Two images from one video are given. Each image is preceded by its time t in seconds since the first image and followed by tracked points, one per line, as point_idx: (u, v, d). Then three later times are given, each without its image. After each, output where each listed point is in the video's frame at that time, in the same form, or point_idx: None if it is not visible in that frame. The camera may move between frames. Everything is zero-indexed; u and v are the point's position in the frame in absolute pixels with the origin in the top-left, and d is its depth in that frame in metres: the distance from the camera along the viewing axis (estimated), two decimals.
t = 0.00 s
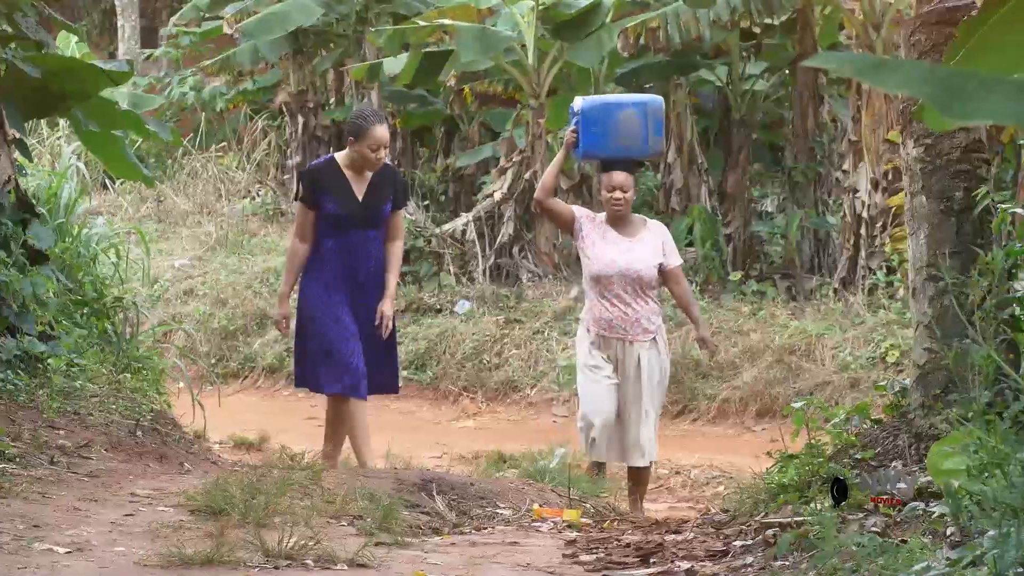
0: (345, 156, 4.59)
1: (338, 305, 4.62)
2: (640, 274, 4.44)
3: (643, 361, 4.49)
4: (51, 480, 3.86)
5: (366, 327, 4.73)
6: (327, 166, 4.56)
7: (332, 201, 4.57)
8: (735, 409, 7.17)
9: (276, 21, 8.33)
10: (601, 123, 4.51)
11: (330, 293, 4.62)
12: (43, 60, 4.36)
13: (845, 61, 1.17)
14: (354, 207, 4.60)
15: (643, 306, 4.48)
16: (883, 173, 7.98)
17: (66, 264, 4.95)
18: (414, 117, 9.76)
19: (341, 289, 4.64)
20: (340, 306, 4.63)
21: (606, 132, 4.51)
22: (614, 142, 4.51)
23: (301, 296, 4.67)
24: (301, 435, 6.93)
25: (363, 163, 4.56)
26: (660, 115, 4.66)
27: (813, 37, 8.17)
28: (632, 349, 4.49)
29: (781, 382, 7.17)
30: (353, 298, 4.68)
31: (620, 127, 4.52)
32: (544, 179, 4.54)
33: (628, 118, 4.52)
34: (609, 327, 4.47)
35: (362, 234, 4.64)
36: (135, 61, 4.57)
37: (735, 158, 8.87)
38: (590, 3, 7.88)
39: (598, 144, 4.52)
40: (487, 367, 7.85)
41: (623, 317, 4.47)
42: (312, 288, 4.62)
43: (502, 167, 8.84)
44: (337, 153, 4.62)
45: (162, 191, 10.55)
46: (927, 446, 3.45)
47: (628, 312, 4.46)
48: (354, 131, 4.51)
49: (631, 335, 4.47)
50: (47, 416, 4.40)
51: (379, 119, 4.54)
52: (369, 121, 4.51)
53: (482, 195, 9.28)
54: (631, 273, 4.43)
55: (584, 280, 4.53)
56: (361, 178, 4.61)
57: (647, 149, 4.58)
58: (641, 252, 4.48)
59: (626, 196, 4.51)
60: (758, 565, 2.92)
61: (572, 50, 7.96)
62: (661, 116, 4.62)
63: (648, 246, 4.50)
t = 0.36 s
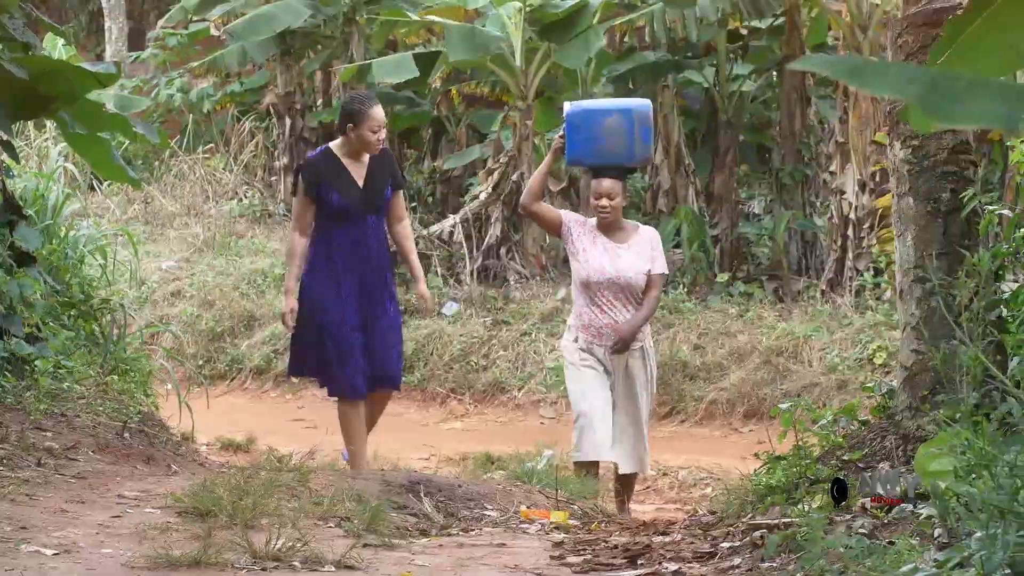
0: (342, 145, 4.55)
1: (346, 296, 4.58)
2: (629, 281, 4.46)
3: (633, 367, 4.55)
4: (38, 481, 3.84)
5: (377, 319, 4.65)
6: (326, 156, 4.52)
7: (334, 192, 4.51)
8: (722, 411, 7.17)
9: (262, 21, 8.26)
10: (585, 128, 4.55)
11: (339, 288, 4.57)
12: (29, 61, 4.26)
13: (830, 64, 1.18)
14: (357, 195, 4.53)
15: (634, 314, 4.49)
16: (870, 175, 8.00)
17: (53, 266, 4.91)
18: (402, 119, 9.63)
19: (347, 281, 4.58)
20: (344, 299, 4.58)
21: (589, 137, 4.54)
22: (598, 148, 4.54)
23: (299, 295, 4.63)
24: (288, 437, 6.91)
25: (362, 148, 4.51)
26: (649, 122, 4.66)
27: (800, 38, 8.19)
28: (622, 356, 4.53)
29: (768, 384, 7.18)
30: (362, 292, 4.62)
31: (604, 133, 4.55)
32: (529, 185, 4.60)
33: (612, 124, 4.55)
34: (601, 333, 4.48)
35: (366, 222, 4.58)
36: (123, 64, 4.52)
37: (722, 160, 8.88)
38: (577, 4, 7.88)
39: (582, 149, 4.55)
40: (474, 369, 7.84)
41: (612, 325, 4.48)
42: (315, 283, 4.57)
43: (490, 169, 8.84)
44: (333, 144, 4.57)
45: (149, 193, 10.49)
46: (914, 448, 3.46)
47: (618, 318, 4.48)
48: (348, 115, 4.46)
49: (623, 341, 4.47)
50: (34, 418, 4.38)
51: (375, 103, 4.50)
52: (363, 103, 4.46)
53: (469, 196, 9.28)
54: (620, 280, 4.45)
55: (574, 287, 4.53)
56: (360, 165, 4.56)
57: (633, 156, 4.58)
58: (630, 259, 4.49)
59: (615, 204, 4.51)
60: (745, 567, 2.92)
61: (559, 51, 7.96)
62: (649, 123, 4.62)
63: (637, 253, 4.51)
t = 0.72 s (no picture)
0: (348, 146, 4.54)
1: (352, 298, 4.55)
2: (601, 276, 4.48)
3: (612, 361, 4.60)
4: (35, 482, 3.84)
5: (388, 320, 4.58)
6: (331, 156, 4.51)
7: (339, 192, 4.50)
8: (719, 412, 7.17)
9: (259, 23, 8.22)
10: (568, 120, 4.49)
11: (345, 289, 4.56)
12: (26, 62, 4.31)
13: (829, 64, 1.37)
14: (361, 195, 4.52)
15: (608, 309, 4.55)
16: (867, 175, 8.01)
17: (50, 267, 4.89)
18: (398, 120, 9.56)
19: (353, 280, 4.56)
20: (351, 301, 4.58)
21: (572, 130, 4.49)
22: (581, 141, 4.48)
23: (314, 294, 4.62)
24: (285, 439, 6.91)
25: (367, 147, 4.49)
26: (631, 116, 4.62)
27: (797, 38, 8.19)
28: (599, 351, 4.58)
29: (765, 385, 7.18)
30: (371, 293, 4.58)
31: (587, 125, 4.49)
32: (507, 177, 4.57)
33: (597, 117, 4.49)
34: (576, 332, 4.55)
35: (372, 222, 4.56)
36: (120, 64, 4.51)
37: (719, 160, 8.87)
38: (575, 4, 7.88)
39: (564, 141, 4.49)
40: (471, 370, 7.84)
41: (586, 323, 4.54)
42: (321, 287, 4.59)
43: (487, 170, 8.84)
44: (339, 144, 4.57)
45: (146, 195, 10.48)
46: (910, 449, 3.46)
47: (593, 316, 4.54)
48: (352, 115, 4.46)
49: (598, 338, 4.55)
50: (31, 419, 4.39)
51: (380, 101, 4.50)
52: (368, 102, 4.46)
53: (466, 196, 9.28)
54: (592, 276, 4.48)
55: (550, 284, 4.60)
56: (366, 166, 4.54)
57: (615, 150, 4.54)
58: (602, 254, 4.50)
59: (593, 197, 4.50)
60: (742, 567, 2.93)
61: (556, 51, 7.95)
62: (632, 116, 4.58)
63: (610, 247, 4.52)
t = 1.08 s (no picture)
0: (377, 136, 4.57)
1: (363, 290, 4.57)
2: (590, 278, 4.61)
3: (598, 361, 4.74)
4: (33, 483, 3.84)
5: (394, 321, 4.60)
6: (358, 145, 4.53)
7: (362, 181, 4.51)
8: (717, 412, 7.17)
9: (258, 24, 8.23)
10: (559, 120, 4.56)
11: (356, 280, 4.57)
12: (24, 61, 4.30)
13: (827, 66, 1.36)
14: (383, 187, 4.52)
15: (596, 310, 4.69)
16: (866, 176, 8.02)
17: (48, 267, 4.89)
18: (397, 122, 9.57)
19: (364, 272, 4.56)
20: (359, 299, 4.58)
21: (563, 130, 4.56)
22: (572, 141, 4.55)
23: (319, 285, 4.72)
24: (283, 439, 6.91)
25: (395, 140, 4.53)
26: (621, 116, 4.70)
27: (795, 39, 8.19)
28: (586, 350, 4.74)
29: (763, 385, 7.18)
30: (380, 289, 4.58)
31: (578, 126, 4.56)
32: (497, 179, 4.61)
33: (588, 117, 4.56)
34: (565, 330, 4.72)
35: (392, 214, 4.55)
36: (119, 63, 4.48)
37: (717, 160, 8.88)
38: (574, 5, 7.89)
39: (555, 142, 4.56)
40: (469, 370, 7.84)
41: (573, 323, 4.70)
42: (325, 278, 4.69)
43: (485, 170, 8.79)
44: (369, 134, 4.59)
45: (144, 195, 10.47)
46: (909, 449, 3.46)
47: (581, 316, 4.68)
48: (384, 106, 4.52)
49: (584, 338, 4.72)
50: (29, 420, 4.38)
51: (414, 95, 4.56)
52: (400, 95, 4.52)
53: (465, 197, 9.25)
54: (580, 277, 4.61)
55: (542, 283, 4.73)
56: (391, 158, 4.56)
57: (606, 149, 4.61)
58: (592, 255, 4.63)
59: (583, 198, 4.62)
60: (740, 568, 2.93)
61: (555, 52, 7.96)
62: (623, 115, 4.65)
63: (600, 248, 4.64)
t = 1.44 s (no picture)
0: (389, 133, 4.55)
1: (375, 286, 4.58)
2: (593, 269, 4.48)
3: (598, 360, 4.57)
4: (33, 486, 3.84)
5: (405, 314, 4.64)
6: (369, 142, 4.52)
7: (372, 177, 4.52)
8: (717, 415, 7.16)
9: (257, 27, 8.24)
10: (566, 108, 4.47)
11: (367, 276, 4.58)
12: (25, 64, 4.30)
13: (829, 69, 1.40)
14: (394, 184, 4.52)
15: (598, 305, 4.54)
16: (865, 179, 8.01)
17: (48, 270, 4.89)
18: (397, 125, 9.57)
19: (376, 266, 4.57)
20: (371, 296, 4.59)
21: (569, 118, 4.46)
22: (577, 129, 4.46)
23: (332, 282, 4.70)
24: (283, 442, 6.90)
25: (404, 137, 4.48)
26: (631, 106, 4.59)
27: (795, 41, 8.18)
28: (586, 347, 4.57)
29: (763, 388, 7.17)
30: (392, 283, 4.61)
31: (585, 114, 4.46)
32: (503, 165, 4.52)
33: (595, 105, 4.46)
34: (566, 324, 4.55)
35: (404, 210, 4.56)
36: (119, 66, 4.46)
37: (717, 163, 8.87)
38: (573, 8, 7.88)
39: (560, 129, 4.47)
40: (469, 373, 7.84)
41: (575, 316, 4.54)
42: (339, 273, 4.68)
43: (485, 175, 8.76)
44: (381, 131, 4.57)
45: (144, 198, 10.46)
46: (909, 452, 3.47)
47: (582, 309, 4.53)
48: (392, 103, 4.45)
49: (586, 333, 4.54)
50: (30, 422, 4.38)
51: (423, 94, 4.44)
52: (408, 91, 4.42)
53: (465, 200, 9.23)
54: (584, 269, 4.47)
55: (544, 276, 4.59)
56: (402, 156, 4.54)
57: (613, 140, 4.51)
58: (596, 247, 4.51)
59: (589, 188, 4.50)
60: (740, 571, 2.93)
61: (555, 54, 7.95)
62: (632, 106, 4.54)
63: (605, 240, 4.52)
